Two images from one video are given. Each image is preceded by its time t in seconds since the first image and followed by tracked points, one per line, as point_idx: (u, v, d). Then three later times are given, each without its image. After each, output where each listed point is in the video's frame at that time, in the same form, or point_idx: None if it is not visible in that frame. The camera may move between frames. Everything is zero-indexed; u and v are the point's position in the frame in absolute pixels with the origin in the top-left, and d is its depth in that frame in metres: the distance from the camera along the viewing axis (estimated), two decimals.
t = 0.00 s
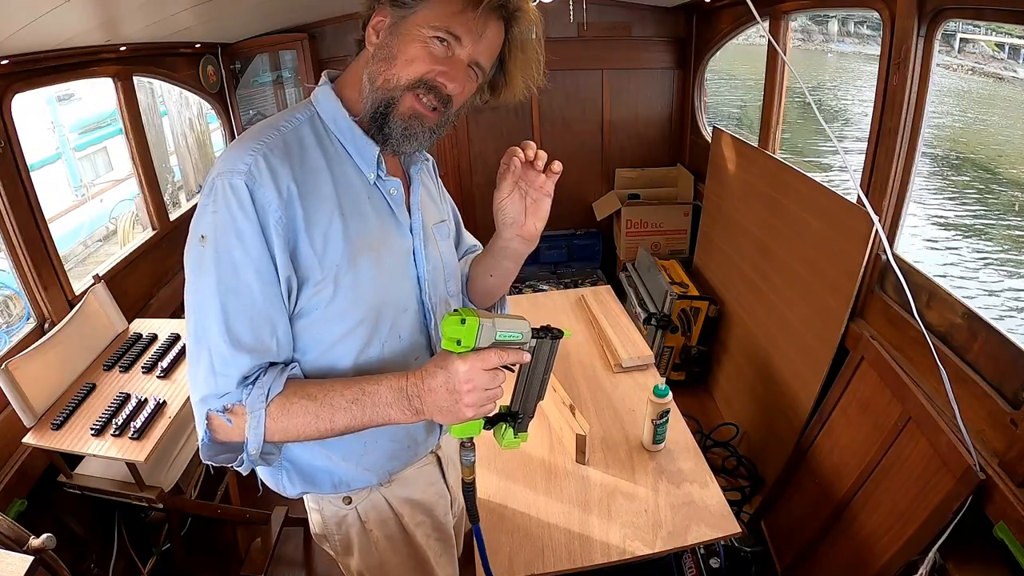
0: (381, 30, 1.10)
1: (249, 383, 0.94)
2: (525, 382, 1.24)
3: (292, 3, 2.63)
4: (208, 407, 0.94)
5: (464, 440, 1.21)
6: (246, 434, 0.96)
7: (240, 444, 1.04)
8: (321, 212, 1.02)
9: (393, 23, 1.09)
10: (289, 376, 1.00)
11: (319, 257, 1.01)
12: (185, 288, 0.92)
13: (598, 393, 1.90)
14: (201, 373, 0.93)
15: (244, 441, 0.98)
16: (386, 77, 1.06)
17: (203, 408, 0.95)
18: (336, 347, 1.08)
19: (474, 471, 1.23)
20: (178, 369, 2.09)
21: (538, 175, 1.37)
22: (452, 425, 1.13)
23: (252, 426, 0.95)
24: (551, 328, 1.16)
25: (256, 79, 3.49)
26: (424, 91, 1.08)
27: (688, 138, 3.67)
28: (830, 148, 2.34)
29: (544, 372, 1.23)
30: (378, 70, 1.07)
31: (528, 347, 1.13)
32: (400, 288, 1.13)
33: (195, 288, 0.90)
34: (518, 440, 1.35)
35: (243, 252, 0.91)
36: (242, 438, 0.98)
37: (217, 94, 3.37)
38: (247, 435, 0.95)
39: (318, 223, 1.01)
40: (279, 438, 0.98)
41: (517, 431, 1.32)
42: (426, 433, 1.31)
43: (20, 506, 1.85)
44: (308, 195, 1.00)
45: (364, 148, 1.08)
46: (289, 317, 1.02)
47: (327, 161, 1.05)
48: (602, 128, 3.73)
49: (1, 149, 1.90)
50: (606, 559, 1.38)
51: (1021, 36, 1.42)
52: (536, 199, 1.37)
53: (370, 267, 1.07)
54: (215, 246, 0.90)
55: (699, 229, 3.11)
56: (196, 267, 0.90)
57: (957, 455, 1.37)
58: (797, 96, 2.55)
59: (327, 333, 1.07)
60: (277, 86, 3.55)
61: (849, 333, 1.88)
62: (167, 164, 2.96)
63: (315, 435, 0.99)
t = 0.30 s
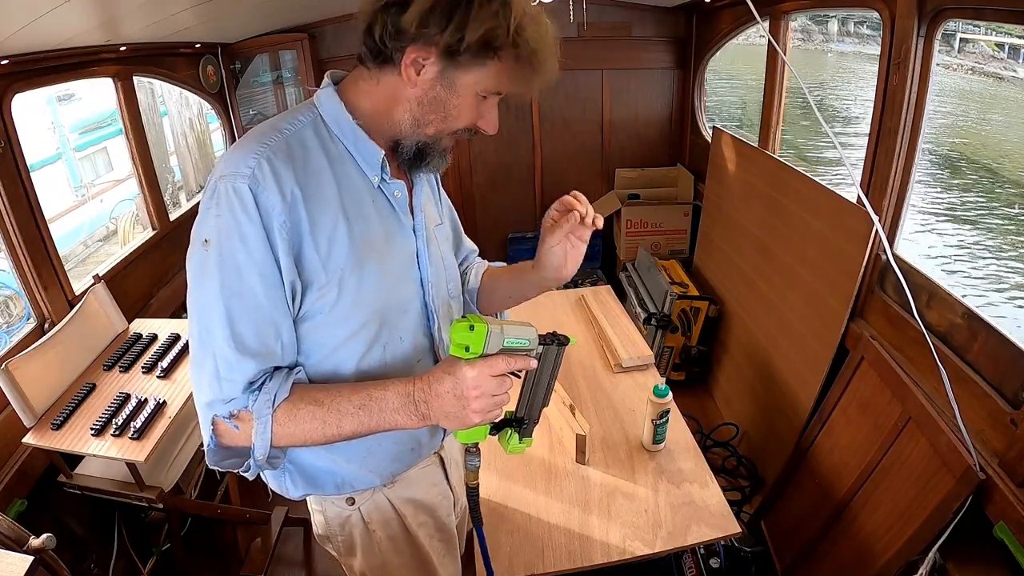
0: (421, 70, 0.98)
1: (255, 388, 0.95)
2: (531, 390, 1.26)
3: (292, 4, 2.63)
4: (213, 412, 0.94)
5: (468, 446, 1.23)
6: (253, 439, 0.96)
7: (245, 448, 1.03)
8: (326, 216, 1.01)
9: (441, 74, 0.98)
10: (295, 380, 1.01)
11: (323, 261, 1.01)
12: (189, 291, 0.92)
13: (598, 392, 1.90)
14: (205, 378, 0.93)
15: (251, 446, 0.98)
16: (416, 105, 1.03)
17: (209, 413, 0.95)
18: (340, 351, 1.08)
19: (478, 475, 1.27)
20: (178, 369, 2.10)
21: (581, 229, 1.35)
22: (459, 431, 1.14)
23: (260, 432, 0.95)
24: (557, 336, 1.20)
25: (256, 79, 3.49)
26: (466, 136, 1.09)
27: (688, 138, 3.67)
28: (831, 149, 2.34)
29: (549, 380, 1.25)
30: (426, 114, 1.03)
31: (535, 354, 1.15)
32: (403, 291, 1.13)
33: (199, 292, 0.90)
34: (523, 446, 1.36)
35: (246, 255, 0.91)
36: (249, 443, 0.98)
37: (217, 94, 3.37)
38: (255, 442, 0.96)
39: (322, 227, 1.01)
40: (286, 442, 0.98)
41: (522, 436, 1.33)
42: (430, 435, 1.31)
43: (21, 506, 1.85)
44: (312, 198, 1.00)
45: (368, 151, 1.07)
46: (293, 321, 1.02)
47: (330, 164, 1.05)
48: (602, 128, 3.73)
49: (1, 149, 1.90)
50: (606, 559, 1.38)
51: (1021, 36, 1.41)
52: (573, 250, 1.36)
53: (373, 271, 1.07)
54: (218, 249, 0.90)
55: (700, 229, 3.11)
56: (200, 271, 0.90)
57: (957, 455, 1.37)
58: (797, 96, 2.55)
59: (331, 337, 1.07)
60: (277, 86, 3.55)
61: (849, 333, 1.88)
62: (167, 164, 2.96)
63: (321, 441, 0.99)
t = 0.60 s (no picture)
0: (456, 95, 1.04)
1: (254, 387, 0.94)
2: (528, 404, 1.27)
3: (292, 3, 2.63)
4: (210, 408, 0.94)
5: (462, 457, 1.24)
6: (249, 437, 0.96)
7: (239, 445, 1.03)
8: (337, 217, 1.01)
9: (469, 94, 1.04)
10: (294, 381, 1.00)
11: (333, 262, 1.01)
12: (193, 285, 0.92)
13: (598, 393, 1.90)
14: (205, 374, 0.93)
15: (244, 444, 0.99)
16: (438, 122, 1.08)
17: (206, 409, 0.94)
18: (344, 352, 1.08)
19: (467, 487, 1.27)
20: (178, 369, 2.09)
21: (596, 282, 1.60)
22: (454, 443, 1.14)
23: (256, 431, 0.95)
24: (558, 355, 1.20)
25: (256, 79, 3.49)
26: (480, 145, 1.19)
27: (687, 138, 3.67)
28: (831, 149, 2.34)
29: (547, 398, 1.26)
30: (452, 130, 1.09)
31: (535, 371, 1.16)
32: (410, 295, 1.13)
33: (205, 287, 0.90)
34: (515, 461, 1.34)
35: (255, 253, 0.91)
36: (243, 441, 0.99)
37: (217, 94, 3.37)
38: (250, 439, 0.96)
39: (333, 228, 1.01)
40: (280, 442, 0.98)
41: (515, 451, 1.33)
42: (433, 437, 1.32)
43: (20, 506, 1.85)
44: (324, 199, 1.00)
45: (382, 154, 1.07)
46: (299, 321, 1.02)
47: (345, 164, 1.04)
48: (602, 128, 3.73)
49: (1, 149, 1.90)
50: (606, 559, 1.37)
51: (1021, 36, 1.41)
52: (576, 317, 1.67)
53: (382, 273, 1.07)
54: (227, 245, 0.90)
55: (699, 229, 3.11)
56: (206, 265, 0.90)
57: (957, 455, 1.37)
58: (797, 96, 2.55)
59: (336, 338, 1.06)
60: (277, 86, 3.55)
61: (849, 333, 1.88)
62: (167, 164, 2.96)
63: (318, 443, 0.99)
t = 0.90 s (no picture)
0: (471, 91, 1.04)
1: (262, 372, 0.94)
2: (529, 402, 1.28)
3: (291, 4, 2.63)
4: (215, 392, 0.93)
5: (464, 452, 1.23)
6: (253, 425, 0.95)
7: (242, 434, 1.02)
8: (352, 208, 1.01)
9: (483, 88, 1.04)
10: (301, 370, 1.00)
11: (346, 252, 1.01)
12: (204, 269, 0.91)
13: (598, 393, 1.90)
14: (212, 357, 0.92)
15: (249, 431, 0.97)
16: (451, 117, 1.08)
17: (210, 394, 0.93)
18: (352, 343, 1.08)
19: (468, 482, 1.26)
20: (178, 369, 2.09)
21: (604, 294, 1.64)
22: (460, 437, 1.14)
23: (262, 418, 0.95)
24: (559, 353, 1.22)
25: (256, 79, 3.49)
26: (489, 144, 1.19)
27: (688, 138, 3.67)
28: (831, 148, 2.34)
29: (548, 395, 1.28)
30: (463, 128, 1.09)
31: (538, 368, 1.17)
32: (418, 289, 1.13)
33: (217, 270, 0.90)
34: (516, 457, 1.37)
35: (270, 239, 0.91)
36: (247, 428, 0.98)
37: (217, 94, 3.37)
38: (254, 427, 0.95)
39: (348, 218, 1.01)
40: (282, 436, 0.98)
41: (517, 446, 1.35)
42: (436, 434, 1.32)
43: (20, 506, 1.85)
44: (339, 189, 1.00)
45: (396, 148, 1.07)
46: (309, 310, 1.01)
47: (361, 156, 1.04)
48: (602, 128, 3.73)
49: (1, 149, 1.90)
50: (606, 559, 1.37)
51: (1021, 35, 1.41)
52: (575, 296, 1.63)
53: (394, 266, 1.07)
54: (242, 229, 0.89)
55: (699, 229, 3.11)
56: (219, 248, 0.90)
57: (957, 455, 1.37)
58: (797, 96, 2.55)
59: (344, 328, 1.06)
60: (278, 86, 3.55)
61: (849, 333, 1.88)
62: (167, 164, 2.96)
63: (324, 433, 0.98)
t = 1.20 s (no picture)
0: (466, 85, 1.04)
1: (261, 367, 0.94)
2: (528, 394, 1.27)
3: (291, 4, 2.63)
4: (215, 387, 0.93)
5: (462, 446, 1.23)
6: (253, 420, 0.95)
7: (242, 428, 1.03)
8: (349, 205, 1.01)
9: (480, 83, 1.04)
10: (300, 365, 1.00)
11: (343, 249, 1.01)
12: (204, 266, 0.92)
13: (598, 392, 1.90)
14: (212, 352, 0.93)
15: (249, 426, 0.97)
16: (451, 112, 1.07)
17: (211, 388, 0.94)
18: (350, 339, 1.08)
19: (466, 478, 1.26)
20: (178, 369, 2.10)
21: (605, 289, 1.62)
22: (457, 431, 1.14)
23: (262, 412, 0.95)
24: (557, 346, 1.21)
25: (256, 79, 3.49)
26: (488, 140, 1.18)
27: (688, 138, 3.67)
28: (830, 148, 2.34)
29: (545, 388, 1.27)
30: (462, 125, 1.08)
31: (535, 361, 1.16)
32: (417, 287, 1.13)
33: (216, 267, 0.90)
34: (514, 450, 1.36)
35: (268, 235, 0.91)
36: (248, 423, 0.97)
37: (217, 94, 3.37)
38: (254, 422, 0.95)
39: (345, 216, 1.01)
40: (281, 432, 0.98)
41: (514, 440, 1.34)
42: (435, 433, 1.32)
43: (20, 506, 1.85)
44: (337, 187, 1.00)
45: (395, 147, 1.07)
46: (307, 306, 1.02)
47: (358, 155, 1.04)
48: (602, 128, 3.73)
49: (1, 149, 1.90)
50: (606, 559, 1.37)
51: (1020, 35, 1.41)
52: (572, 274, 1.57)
53: (392, 264, 1.07)
54: (240, 227, 0.90)
55: (699, 229, 3.11)
56: (218, 246, 0.90)
57: (957, 455, 1.37)
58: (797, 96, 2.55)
59: (343, 325, 1.07)
60: (278, 86, 3.55)
61: (849, 333, 1.88)
62: (167, 163, 2.96)
63: (323, 427, 0.98)
